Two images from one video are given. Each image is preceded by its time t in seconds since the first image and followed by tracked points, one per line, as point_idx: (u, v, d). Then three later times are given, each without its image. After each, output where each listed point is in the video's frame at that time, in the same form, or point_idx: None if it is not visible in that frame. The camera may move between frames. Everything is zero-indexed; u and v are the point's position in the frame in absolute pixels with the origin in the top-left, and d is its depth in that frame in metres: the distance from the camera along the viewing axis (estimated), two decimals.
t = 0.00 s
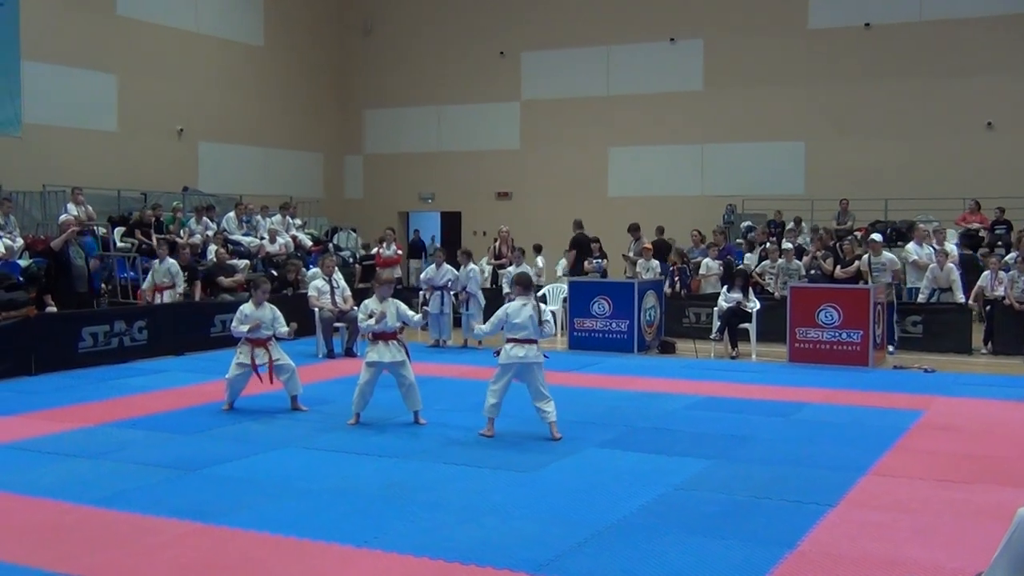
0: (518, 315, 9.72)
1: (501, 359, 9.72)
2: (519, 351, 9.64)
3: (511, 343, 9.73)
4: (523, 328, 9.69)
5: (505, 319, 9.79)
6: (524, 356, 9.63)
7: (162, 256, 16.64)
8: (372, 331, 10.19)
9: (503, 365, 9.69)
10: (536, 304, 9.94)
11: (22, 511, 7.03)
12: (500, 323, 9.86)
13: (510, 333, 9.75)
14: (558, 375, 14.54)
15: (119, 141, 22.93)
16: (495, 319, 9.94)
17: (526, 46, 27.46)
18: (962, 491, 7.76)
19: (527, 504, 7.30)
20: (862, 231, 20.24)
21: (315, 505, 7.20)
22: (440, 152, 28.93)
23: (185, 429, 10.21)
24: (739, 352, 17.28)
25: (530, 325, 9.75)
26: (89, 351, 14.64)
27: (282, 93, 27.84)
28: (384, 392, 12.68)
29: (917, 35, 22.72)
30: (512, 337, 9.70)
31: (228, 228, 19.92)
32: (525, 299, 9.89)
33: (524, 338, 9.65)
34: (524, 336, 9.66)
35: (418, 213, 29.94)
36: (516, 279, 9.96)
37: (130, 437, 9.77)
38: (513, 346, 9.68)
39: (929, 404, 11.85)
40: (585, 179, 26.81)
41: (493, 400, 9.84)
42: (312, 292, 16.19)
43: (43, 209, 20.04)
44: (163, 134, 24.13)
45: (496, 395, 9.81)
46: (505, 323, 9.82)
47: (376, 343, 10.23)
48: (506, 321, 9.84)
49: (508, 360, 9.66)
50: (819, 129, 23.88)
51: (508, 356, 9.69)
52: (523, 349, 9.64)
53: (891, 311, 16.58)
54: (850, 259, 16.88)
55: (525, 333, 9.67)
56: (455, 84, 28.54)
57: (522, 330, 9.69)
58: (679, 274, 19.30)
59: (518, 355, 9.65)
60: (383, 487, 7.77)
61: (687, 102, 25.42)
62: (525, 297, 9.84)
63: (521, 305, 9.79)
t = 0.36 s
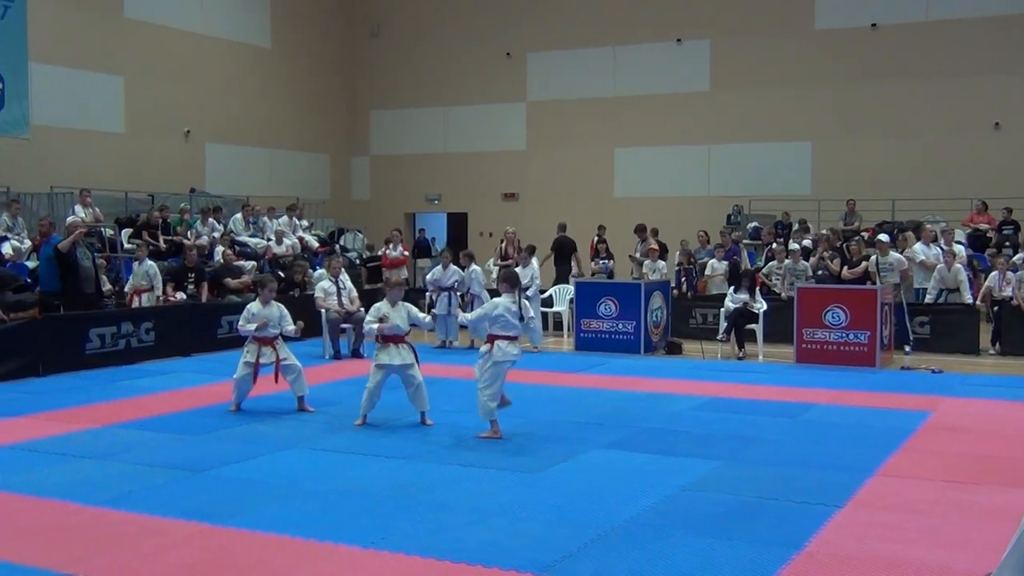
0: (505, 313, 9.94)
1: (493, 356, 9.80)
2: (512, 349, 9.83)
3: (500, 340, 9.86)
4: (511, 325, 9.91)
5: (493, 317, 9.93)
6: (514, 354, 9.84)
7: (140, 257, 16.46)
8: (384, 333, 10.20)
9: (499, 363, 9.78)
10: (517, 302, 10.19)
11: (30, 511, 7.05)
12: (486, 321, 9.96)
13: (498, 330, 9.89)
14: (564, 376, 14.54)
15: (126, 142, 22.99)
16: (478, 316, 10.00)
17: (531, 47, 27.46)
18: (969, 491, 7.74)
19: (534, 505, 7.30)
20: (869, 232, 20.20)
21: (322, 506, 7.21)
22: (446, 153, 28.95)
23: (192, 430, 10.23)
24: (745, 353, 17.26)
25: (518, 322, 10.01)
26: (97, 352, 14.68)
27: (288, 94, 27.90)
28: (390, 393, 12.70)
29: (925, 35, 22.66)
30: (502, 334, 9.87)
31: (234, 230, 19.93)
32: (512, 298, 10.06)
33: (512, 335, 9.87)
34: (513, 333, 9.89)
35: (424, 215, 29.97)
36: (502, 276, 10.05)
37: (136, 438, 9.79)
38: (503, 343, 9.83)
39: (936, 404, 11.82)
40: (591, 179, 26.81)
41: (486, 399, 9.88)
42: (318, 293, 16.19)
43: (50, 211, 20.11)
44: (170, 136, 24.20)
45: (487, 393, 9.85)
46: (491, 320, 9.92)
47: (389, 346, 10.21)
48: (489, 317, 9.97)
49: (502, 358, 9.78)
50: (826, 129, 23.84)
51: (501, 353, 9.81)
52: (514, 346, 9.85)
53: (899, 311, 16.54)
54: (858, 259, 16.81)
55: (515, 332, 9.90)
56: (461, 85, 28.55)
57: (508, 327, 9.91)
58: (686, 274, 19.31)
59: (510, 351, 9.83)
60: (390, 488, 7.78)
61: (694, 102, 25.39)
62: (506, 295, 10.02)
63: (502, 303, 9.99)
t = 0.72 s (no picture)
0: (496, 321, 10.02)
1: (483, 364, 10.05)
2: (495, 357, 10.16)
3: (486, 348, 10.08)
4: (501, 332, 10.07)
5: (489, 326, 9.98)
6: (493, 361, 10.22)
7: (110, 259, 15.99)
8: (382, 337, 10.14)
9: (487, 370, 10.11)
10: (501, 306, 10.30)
11: (36, 511, 7.06)
12: (484, 329, 9.96)
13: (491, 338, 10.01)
14: (570, 376, 14.54)
15: (133, 143, 23.04)
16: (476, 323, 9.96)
17: (537, 47, 27.45)
18: (977, 492, 7.70)
19: (540, 505, 7.29)
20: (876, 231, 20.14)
21: (327, 506, 7.21)
22: (452, 153, 28.95)
23: (198, 430, 10.25)
24: (752, 353, 17.22)
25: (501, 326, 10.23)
26: (104, 352, 14.73)
27: (294, 95, 27.93)
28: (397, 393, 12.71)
29: (931, 34, 22.59)
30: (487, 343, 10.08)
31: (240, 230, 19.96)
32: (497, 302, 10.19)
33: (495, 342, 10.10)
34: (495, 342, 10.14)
35: (431, 215, 29.97)
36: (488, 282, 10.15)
37: (143, 438, 9.80)
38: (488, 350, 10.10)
39: (944, 405, 11.77)
40: (597, 179, 26.77)
41: (485, 401, 10.01)
42: (324, 293, 16.21)
43: (57, 211, 20.17)
44: (177, 136, 24.26)
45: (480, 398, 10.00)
46: (486, 329, 9.97)
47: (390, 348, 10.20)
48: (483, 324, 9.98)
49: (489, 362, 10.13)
50: (832, 129, 23.78)
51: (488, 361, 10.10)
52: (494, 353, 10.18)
53: (908, 312, 16.30)
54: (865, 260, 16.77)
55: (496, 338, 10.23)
56: (467, 85, 28.55)
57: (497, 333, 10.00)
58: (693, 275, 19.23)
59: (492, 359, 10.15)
60: (396, 488, 7.78)
61: (700, 102, 25.35)
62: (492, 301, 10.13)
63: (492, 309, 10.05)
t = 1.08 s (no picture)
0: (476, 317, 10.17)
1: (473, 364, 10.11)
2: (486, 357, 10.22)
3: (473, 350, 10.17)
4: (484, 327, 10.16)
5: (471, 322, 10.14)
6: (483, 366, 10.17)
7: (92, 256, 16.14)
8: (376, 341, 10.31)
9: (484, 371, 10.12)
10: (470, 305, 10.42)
11: (44, 511, 7.09)
12: (467, 325, 10.12)
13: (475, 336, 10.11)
14: (578, 376, 14.52)
15: (141, 143, 23.10)
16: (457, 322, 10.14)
17: (545, 48, 27.43)
18: (986, 493, 7.65)
19: (547, 505, 7.28)
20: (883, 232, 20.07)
21: (336, 506, 7.23)
22: (459, 154, 28.96)
23: (206, 431, 10.26)
24: (760, 354, 17.18)
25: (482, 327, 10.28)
26: (112, 353, 14.77)
27: (302, 96, 27.99)
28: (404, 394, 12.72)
29: (940, 34, 22.50)
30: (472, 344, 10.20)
31: (247, 230, 20.02)
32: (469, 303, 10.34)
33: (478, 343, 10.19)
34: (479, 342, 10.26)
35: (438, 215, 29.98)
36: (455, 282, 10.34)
37: (152, 438, 9.83)
38: (475, 352, 10.16)
39: (953, 406, 11.70)
40: (604, 180, 26.74)
41: (494, 402, 10.04)
42: (331, 293, 16.21)
43: (65, 211, 20.25)
44: (185, 137, 24.32)
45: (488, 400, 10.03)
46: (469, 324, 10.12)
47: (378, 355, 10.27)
48: (465, 320, 10.13)
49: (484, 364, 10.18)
50: (840, 129, 23.71)
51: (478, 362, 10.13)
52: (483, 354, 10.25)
53: (916, 312, 16.30)
54: (874, 259, 16.65)
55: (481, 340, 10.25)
56: (475, 85, 28.55)
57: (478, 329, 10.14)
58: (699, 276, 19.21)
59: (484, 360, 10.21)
60: (404, 488, 7.78)
61: (708, 102, 25.31)
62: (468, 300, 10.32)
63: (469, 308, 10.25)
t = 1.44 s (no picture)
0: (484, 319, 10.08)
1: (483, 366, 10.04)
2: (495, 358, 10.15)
3: (483, 352, 10.11)
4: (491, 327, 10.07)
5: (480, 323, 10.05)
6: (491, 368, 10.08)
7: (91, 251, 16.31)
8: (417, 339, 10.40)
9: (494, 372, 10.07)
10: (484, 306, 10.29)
11: (61, 510, 7.12)
12: (475, 326, 10.02)
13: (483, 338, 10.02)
14: (592, 377, 14.48)
15: (156, 144, 23.21)
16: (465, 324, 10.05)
17: (558, 48, 27.40)
18: (1004, 496, 7.58)
19: (561, 507, 7.25)
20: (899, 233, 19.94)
21: (351, 507, 7.23)
22: (472, 155, 28.97)
23: (219, 431, 10.28)
24: (775, 355, 17.10)
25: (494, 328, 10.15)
26: (127, 353, 14.83)
27: (315, 97, 28.06)
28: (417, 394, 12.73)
29: (956, 34, 22.35)
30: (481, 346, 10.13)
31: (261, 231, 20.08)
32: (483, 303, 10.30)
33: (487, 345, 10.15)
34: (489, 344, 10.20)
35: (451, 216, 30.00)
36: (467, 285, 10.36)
37: (168, 439, 9.86)
38: (483, 354, 10.10)
39: (969, 408, 11.60)
40: (618, 180, 26.69)
41: (507, 404, 10.01)
42: (345, 294, 16.22)
43: (80, 212, 20.37)
44: (199, 138, 24.42)
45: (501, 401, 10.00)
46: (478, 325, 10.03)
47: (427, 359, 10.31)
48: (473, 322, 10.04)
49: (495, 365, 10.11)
50: (855, 130, 23.57)
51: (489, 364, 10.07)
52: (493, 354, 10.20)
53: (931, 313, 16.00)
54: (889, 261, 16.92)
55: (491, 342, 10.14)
56: (488, 86, 28.56)
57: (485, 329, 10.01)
58: (712, 276, 19.09)
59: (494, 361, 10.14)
60: (418, 489, 7.78)
61: (722, 103, 25.23)
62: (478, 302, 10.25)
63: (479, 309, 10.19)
